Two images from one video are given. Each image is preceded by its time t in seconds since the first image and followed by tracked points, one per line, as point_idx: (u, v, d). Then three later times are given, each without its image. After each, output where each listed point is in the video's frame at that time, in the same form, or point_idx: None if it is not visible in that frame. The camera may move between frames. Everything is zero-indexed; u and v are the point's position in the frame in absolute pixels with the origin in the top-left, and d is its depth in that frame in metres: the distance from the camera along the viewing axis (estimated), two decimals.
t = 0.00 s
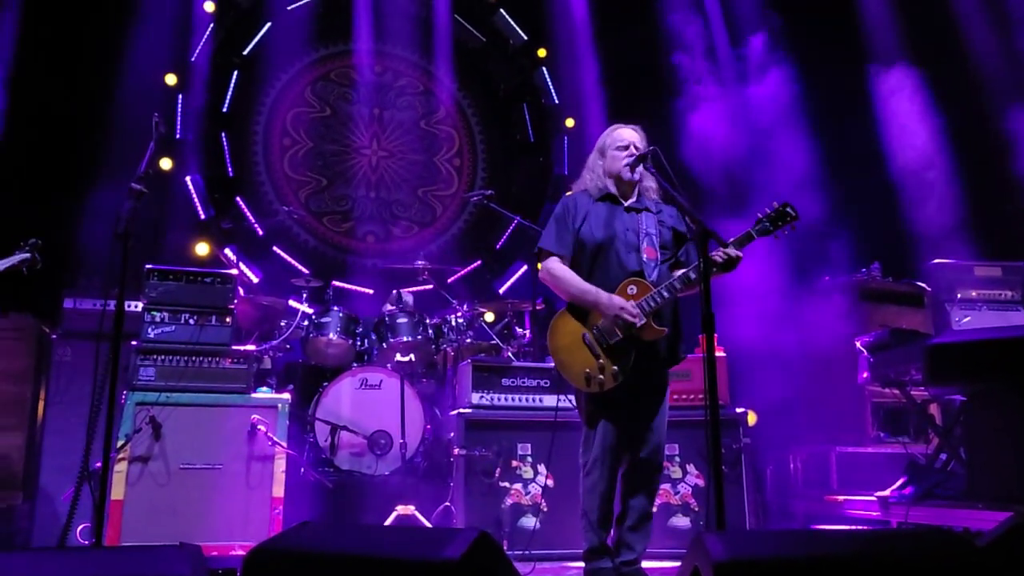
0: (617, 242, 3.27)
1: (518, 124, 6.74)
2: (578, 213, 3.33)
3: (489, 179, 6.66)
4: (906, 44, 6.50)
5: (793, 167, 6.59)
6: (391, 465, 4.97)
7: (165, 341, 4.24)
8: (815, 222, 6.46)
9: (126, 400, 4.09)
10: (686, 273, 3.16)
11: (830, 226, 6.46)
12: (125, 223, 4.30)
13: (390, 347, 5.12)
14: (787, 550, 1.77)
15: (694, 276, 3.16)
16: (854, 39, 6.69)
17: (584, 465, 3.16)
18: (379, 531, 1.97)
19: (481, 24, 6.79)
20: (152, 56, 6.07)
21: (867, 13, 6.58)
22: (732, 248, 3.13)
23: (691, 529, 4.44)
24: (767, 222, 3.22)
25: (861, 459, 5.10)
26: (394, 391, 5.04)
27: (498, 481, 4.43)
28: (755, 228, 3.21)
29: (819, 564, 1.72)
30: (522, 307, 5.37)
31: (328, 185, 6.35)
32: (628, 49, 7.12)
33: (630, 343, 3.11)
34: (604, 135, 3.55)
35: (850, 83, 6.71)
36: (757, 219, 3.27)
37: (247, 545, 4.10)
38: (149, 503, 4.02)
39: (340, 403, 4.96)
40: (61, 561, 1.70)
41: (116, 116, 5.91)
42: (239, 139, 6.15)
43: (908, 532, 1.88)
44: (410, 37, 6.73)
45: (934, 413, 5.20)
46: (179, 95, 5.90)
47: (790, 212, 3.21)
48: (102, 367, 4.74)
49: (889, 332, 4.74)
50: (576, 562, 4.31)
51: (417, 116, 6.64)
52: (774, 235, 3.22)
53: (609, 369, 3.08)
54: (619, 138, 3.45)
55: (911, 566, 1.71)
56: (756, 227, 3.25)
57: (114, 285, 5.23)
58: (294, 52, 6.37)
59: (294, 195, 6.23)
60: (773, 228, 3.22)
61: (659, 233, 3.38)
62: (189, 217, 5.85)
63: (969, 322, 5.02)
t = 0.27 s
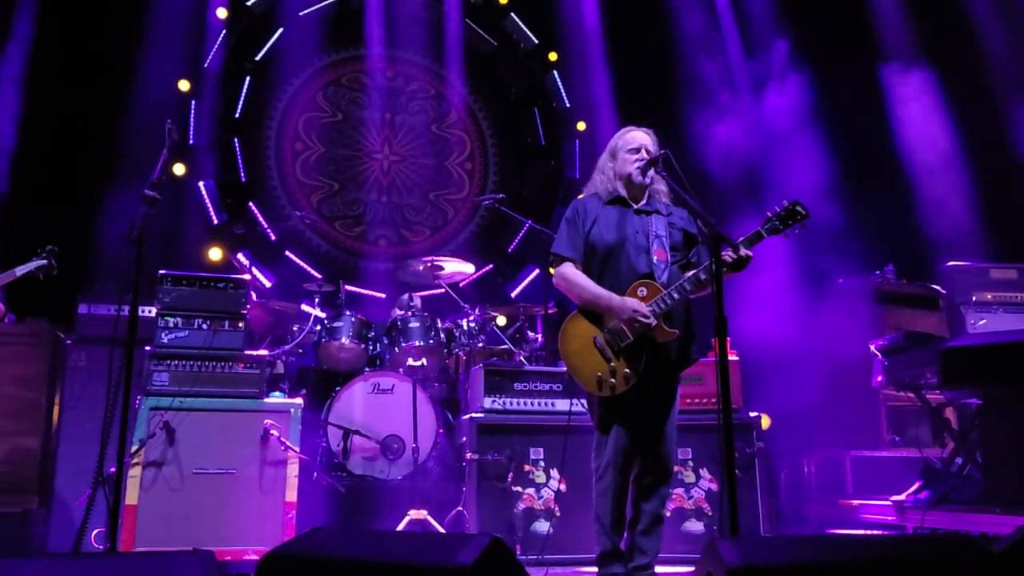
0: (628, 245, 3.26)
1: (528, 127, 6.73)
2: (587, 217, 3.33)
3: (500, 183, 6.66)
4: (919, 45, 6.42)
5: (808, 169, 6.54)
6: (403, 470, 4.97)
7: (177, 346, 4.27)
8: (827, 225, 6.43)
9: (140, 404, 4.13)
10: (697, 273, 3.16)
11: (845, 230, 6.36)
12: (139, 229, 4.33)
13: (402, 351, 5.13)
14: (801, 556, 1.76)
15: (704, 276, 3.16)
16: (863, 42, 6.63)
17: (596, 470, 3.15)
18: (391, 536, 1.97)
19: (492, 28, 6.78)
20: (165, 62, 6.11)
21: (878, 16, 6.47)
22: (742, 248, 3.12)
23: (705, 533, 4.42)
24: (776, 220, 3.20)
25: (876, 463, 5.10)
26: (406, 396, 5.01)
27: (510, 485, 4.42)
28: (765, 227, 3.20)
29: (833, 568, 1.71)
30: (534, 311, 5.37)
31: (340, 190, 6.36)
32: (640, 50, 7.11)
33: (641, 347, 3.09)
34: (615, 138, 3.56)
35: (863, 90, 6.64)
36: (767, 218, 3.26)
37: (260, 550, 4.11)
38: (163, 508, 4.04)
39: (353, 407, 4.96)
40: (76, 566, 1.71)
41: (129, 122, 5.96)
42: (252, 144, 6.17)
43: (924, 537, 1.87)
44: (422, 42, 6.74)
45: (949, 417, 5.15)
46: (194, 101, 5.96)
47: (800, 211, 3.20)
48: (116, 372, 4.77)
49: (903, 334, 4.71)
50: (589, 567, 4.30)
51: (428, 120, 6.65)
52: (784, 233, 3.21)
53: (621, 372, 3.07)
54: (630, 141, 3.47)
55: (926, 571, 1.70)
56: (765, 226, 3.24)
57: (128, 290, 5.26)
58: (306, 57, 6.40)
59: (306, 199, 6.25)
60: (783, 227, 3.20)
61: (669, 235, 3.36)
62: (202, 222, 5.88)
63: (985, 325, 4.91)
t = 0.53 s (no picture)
0: (637, 255, 3.25)
1: (538, 135, 6.74)
2: (595, 229, 3.31)
3: (510, 192, 6.66)
4: (928, 50, 6.33)
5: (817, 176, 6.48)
6: (415, 479, 4.94)
7: (189, 356, 4.28)
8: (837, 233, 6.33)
9: (152, 414, 4.13)
10: (707, 280, 3.18)
11: (852, 236, 6.31)
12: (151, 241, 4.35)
13: (413, 360, 5.09)
14: (813, 566, 1.75)
15: (713, 283, 3.19)
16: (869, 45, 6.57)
17: (607, 480, 3.14)
18: (402, 548, 1.97)
19: (501, 38, 6.82)
20: (177, 74, 6.15)
21: (887, 24, 6.43)
22: (752, 253, 3.10)
23: (718, 543, 4.40)
24: (785, 224, 3.19)
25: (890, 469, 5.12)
26: (417, 405, 5.05)
27: (522, 494, 4.41)
28: (772, 232, 3.18)
29: None
30: (545, 319, 5.37)
31: (351, 199, 6.37)
32: (649, 58, 7.13)
33: (653, 354, 3.10)
34: (623, 148, 3.57)
35: (868, 99, 6.51)
36: (775, 222, 3.24)
37: (272, 560, 4.11)
38: (175, 518, 4.04)
39: (364, 417, 4.96)
40: None
41: (141, 134, 6.01)
42: (262, 155, 6.20)
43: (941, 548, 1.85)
44: (431, 51, 6.74)
45: (964, 424, 5.10)
46: (205, 112, 5.99)
47: (809, 214, 3.19)
48: (128, 382, 4.80)
49: (917, 342, 4.69)
50: None
51: (438, 129, 6.66)
52: (793, 237, 3.19)
53: (632, 381, 3.06)
54: (638, 150, 3.50)
55: None
56: (774, 230, 3.23)
57: (140, 300, 5.29)
58: (317, 68, 6.42)
59: (317, 209, 6.27)
60: (791, 231, 3.19)
61: (678, 243, 3.35)
62: (213, 232, 5.90)
63: (999, 332, 4.84)
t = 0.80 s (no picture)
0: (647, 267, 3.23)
1: (548, 149, 6.74)
2: (604, 241, 3.30)
3: (520, 206, 6.67)
4: (940, 57, 6.29)
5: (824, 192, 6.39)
6: (426, 495, 4.94)
7: (201, 372, 4.31)
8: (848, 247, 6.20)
9: (165, 431, 4.14)
10: (717, 288, 3.16)
11: (862, 248, 6.19)
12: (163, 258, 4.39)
13: (424, 375, 5.09)
14: None
15: (724, 290, 3.16)
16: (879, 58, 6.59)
17: (621, 492, 3.10)
18: (414, 565, 1.96)
19: (511, 53, 6.86)
20: (189, 91, 6.21)
21: (896, 35, 6.38)
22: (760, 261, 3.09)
23: (732, 557, 4.37)
24: (793, 229, 3.15)
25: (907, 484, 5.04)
26: (429, 420, 5.03)
27: (534, 510, 4.37)
28: (781, 237, 3.15)
29: None
30: (556, 333, 5.37)
31: (361, 214, 6.40)
32: (656, 72, 7.20)
33: (667, 364, 3.06)
34: (632, 160, 3.56)
35: (882, 110, 6.48)
36: (783, 227, 3.20)
37: None
38: (187, 534, 4.04)
39: (375, 432, 4.97)
40: None
41: (153, 151, 6.06)
42: (274, 171, 6.23)
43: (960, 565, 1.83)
44: (440, 66, 6.78)
45: (979, 438, 5.12)
46: (216, 129, 6.00)
47: (817, 218, 3.13)
48: (141, 398, 4.82)
49: (931, 354, 4.60)
50: None
51: (448, 143, 6.68)
52: (801, 242, 3.15)
53: (647, 392, 3.04)
54: (648, 161, 3.48)
55: None
56: (782, 236, 3.19)
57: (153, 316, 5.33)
58: (327, 84, 6.46)
59: (328, 224, 6.30)
60: (800, 236, 3.15)
61: (687, 252, 3.33)
62: (225, 247, 5.93)
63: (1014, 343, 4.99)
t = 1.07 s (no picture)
0: (661, 280, 3.20)
1: (560, 161, 6.74)
2: (617, 255, 3.30)
3: (532, 219, 6.67)
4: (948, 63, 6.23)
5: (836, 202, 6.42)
6: (441, 509, 4.94)
7: (217, 387, 4.34)
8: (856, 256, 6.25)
9: (180, 446, 4.15)
10: (730, 302, 3.11)
11: (873, 260, 6.22)
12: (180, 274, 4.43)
13: (438, 390, 5.12)
14: None
15: (737, 304, 3.11)
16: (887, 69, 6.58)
17: (636, 507, 3.10)
18: None
19: (523, 67, 6.89)
20: (203, 108, 6.26)
21: (909, 44, 6.34)
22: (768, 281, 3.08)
23: (749, 572, 4.33)
24: (806, 242, 3.08)
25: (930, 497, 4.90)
26: (443, 434, 5.02)
27: (549, 524, 4.35)
28: (794, 251, 3.08)
29: None
30: (569, 346, 5.37)
31: (374, 229, 6.43)
32: (669, 85, 7.21)
33: (680, 379, 3.04)
34: (644, 173, 3.57)
35: (893, 121, 6.47)
36: (796, 240, 3.13)
37: None
38: (202, 550, 4.03)
39: (390, 446, 4.97)
40: None
41: (167, 168, 6.11)
42: (287, 186, 6.27)
43: None
44: (452, 80, 6.80)
45: (997, 449, 4.98)
46: (230, 146, 6.10)
47: (829, 232, 3.06)
48: (157, 414, 4.84)
49: (948, 366, 4.58)
50: None
51: (460, 157, 6.70)
52: (815, 256, 3.08)
53: (661, 407, 3.01)
54: (660, 175, 3.49)
55: None
56: (795, 250, 3.11)
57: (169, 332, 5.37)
58: (340, 100, 6.49)
59: (341, 239, 6.32)
60: (813, 249, 3.08)
61: (700, 265, 3.31)
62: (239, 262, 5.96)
63: None
